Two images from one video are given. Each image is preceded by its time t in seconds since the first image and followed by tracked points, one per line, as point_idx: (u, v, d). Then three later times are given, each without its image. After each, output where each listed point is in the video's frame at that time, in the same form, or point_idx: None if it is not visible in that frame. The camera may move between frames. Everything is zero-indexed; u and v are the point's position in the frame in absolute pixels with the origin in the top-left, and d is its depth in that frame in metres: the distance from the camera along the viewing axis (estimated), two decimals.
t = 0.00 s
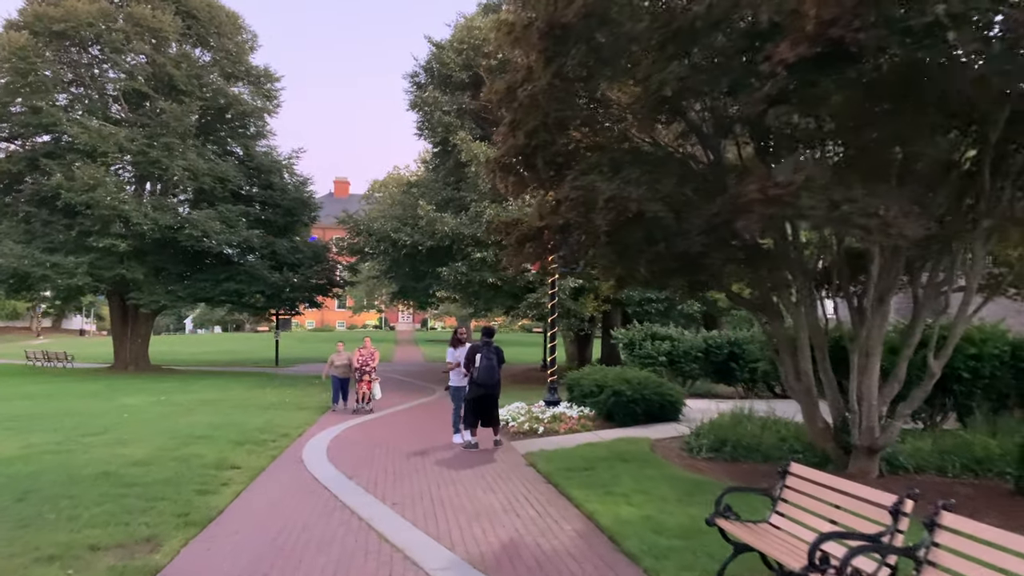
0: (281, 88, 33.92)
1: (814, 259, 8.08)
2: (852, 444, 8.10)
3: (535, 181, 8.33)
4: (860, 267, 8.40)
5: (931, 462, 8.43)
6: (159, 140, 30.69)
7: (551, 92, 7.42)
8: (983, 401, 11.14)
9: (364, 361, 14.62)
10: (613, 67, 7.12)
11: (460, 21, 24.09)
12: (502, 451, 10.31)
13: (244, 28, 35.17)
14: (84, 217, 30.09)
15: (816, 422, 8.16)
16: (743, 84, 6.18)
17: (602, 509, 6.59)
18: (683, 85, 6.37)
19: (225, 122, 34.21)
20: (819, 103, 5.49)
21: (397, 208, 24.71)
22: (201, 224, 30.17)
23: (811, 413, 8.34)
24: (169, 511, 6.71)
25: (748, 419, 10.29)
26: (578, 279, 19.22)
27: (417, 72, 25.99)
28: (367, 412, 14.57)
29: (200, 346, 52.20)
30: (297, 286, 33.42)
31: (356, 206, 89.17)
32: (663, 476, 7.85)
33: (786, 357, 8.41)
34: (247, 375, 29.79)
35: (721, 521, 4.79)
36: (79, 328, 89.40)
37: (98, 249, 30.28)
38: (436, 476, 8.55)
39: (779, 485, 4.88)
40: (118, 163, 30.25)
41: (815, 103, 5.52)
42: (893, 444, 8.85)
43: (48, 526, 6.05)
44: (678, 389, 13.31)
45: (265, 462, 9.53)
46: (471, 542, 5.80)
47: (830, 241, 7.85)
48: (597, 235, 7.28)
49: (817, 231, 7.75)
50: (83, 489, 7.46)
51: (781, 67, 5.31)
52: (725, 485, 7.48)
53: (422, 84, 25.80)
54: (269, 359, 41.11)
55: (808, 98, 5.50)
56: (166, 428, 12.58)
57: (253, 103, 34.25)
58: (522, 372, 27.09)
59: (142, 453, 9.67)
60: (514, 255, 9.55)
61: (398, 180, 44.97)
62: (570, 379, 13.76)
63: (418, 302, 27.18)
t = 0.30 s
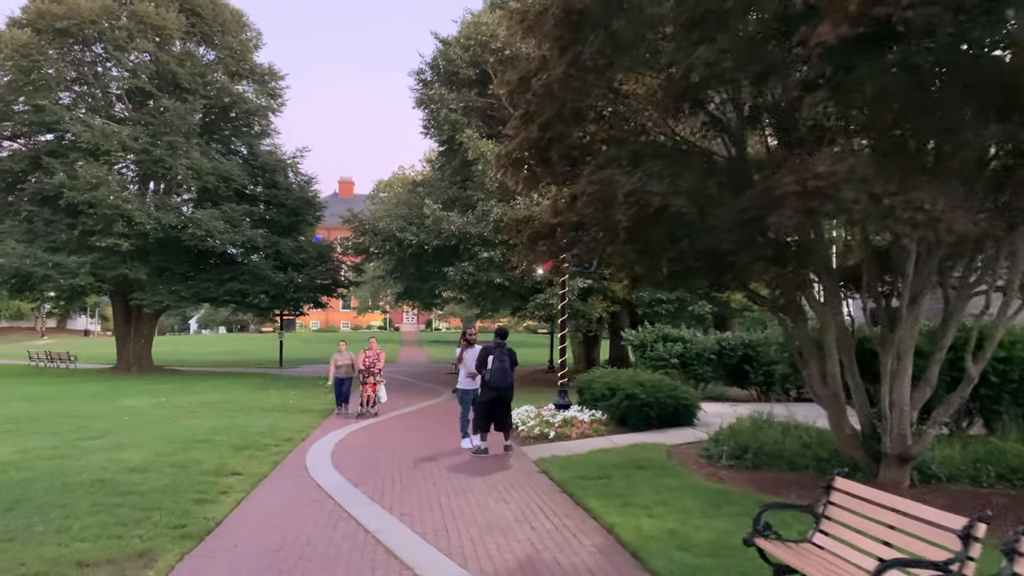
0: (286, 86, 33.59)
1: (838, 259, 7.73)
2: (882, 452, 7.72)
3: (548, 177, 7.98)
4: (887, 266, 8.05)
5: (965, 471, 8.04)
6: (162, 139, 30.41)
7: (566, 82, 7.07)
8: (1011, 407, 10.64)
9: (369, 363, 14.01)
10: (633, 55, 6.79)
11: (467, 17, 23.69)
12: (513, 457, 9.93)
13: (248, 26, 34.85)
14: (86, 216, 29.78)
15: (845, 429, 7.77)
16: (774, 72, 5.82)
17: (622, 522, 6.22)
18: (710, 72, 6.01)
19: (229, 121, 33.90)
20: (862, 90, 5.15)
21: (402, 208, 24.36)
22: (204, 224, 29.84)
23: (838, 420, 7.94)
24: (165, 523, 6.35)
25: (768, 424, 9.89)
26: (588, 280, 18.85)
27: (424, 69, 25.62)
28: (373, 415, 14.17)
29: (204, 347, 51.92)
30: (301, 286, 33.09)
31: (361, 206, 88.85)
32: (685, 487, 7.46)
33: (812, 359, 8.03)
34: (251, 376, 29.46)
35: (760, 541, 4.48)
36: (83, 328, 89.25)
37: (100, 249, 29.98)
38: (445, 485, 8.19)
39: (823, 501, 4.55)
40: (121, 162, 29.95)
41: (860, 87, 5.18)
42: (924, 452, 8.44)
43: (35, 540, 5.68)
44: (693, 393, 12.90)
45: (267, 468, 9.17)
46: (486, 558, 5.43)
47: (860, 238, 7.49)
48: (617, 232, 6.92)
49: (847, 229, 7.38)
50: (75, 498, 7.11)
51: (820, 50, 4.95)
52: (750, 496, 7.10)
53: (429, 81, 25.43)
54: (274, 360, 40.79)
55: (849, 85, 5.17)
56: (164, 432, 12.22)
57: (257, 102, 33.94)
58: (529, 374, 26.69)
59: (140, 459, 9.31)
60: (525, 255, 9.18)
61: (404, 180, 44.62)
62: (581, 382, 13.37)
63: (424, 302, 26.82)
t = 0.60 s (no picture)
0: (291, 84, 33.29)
1: (869, 253, 7.37)
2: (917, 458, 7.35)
3: (565, 170, 7.65)
4: (919, 262, 7.70)
5: (1003, 478, 7.68)
6: (167, 136, 30.16)
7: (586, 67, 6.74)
8: None
9: (375, 363, 13.49)
10: (655, 40, 6.46)
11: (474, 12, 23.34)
12: (526, 461, 9.58)
13: (253, 23, 34.57)
14: (91, 214, 29.54)
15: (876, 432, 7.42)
16: (812, 51, 5.49)
17: (648, 532, 5.88)
18: (744, 52, 5.69)
19: (235, 119, 33.64)
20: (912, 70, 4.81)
21: (409, 206, 24.05)
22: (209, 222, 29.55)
23: (869, 423, 7.58)
24: (164, 531, 6.02)
25: (790, 428, 9.54)
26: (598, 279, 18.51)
27: (430, 66, 25.30)
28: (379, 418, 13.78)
29: (209, 347, 51.70)
30: (307, 285, 32.81)
31: (366, 206, 88.59)
32: (710, 493, 7.12)
33: (841, 359, 7.67)
34: (256, 376, 29.20)
35: (808, 559, 4.27)
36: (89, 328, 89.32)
37: (105, 248, 29.73)
38: (457, 490, 7.84)
39: (877, 515, 4.30)
40: (125, 160, 29.68)
41: (908, 67, 4.84)
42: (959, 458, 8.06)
43: (26, 552, 5.35)
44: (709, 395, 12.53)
45: (271, 472, 8.84)
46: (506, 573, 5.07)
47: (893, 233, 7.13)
48: (639, 225, 6.58)
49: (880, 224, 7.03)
50: (71, 504, 6.78)
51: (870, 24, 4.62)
52: (778, 503, 6.75)
53: (436, 78, 25.09)
54: (279, 360, 40.52)
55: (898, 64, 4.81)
56: (167, 434, 11.93)
57: (261, 100, 33.67)
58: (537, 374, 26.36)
59: (140, 462, 8.99)
60: (539, 251, 8.83)
61: (410, 179, 44.33)
62: (594, 383, 13.03)
63: (431, 301, 26.50)
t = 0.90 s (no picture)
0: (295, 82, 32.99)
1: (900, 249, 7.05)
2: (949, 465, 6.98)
3: (579, 163, 7.31)
4: (950, 259, 7.35)
5: None
6: (170, 135, 29.90)
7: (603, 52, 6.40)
8: None
9: (380, 365, 13.11)
10: (676, 23, 6.12)
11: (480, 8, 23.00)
12: (536, 466, 9.22)
13: (257, 21, 34.29)
14: (93, 213, 29.28)
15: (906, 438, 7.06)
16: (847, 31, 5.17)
17: (668, 545, 5.53)
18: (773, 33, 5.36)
19: (238, 117, 33.36)
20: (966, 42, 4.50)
21: (414, 204, 23.72)
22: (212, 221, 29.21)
23: (897, 428, 7.21)
24: (155, 542, 5.68)
25: (811, 431, 9.16)
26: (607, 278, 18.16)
27: (436, 63, 24.98)
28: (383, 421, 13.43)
29: (212, 347, 51.45)
30: (311, 285, 32.50)
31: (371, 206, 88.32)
32: (732, 502, 6.77)
33: (867, 360, 7.31)
34: (259, 377, 28.89)
35: None
36: (94, 329, 89.23)
37: (106, 247, 29.48)
38: (464, 497, 7.50)
39: (930, 532, 3.97)
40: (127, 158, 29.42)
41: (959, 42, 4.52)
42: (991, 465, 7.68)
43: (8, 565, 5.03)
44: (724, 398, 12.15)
45: (271, 477, 8.50)
46: None
47: (926, 227, 6.76)
48: (657, 219, 6.23)
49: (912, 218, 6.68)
50: (60, 512, 6.45)
51: None
52: (804, 512, 6.40)
53: (442, 75, 24.76)
54: (283, 360, 40.23)
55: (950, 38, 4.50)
56: (166, 436, 11.60)
57: (265, 98, 33.37)
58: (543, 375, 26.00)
59: (136, 467, 8.66)
60: (550, 249, 8.49)
61: (415, 179, 44.02)
62: (604, 385, 12.66)
63: (436, 301, 26.17)
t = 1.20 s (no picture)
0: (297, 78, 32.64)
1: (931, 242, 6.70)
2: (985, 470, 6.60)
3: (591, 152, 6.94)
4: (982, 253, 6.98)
5: None
6: (171, 131, 29.57)
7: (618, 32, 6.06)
8: None
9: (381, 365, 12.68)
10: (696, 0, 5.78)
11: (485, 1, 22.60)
12: (544, 470, 8.84)
13: (260, 16, 33.95)
14: (93, 210, 28.97)
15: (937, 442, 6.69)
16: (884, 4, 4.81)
17: (690, 558, 5.14)
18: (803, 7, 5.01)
19: (240, 114, 33.04)
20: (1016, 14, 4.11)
21: (417, 201, 23.32)
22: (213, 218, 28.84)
23: (928, 432, 6.82)
24: (140, 553, 5.32)
25: (830, 434, 8.76)
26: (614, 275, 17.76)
27: (441, 57, 24.60)
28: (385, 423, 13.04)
29: (215, 346, 51.18)
30: (313, 283, 32.15)
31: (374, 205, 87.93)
32: (755, 510, 6.38)
33: (896, 360, 6.91)
34: (261, 377, 28.53)
35: None
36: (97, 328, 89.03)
37: (107, 244, 29.17)
38: (470, 504, 7.13)
39: (994, 554, 3.87)
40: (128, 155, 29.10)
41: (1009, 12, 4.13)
42: None
43: None
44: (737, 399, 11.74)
45: (267, 481, 8.13)
46: None
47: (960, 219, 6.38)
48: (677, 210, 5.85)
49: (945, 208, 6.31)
50: (42, 519, 6.09)
51: None
52: (832, 522, 6.01)
53: (446, 70, 24.38)
54: (285, 359, 39.88)
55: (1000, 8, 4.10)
56: (161, 438, 11.23)
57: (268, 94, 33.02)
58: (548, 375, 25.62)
59: (127, 471, 8.30)
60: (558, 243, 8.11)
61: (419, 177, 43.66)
62: (613, 385, 12.27)
63: (440, 299, 25.81)
